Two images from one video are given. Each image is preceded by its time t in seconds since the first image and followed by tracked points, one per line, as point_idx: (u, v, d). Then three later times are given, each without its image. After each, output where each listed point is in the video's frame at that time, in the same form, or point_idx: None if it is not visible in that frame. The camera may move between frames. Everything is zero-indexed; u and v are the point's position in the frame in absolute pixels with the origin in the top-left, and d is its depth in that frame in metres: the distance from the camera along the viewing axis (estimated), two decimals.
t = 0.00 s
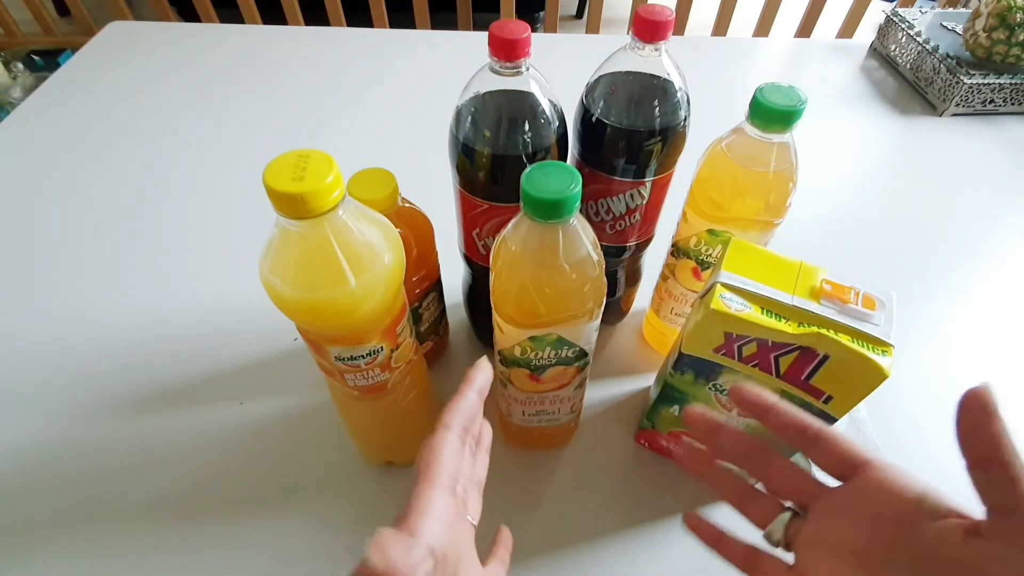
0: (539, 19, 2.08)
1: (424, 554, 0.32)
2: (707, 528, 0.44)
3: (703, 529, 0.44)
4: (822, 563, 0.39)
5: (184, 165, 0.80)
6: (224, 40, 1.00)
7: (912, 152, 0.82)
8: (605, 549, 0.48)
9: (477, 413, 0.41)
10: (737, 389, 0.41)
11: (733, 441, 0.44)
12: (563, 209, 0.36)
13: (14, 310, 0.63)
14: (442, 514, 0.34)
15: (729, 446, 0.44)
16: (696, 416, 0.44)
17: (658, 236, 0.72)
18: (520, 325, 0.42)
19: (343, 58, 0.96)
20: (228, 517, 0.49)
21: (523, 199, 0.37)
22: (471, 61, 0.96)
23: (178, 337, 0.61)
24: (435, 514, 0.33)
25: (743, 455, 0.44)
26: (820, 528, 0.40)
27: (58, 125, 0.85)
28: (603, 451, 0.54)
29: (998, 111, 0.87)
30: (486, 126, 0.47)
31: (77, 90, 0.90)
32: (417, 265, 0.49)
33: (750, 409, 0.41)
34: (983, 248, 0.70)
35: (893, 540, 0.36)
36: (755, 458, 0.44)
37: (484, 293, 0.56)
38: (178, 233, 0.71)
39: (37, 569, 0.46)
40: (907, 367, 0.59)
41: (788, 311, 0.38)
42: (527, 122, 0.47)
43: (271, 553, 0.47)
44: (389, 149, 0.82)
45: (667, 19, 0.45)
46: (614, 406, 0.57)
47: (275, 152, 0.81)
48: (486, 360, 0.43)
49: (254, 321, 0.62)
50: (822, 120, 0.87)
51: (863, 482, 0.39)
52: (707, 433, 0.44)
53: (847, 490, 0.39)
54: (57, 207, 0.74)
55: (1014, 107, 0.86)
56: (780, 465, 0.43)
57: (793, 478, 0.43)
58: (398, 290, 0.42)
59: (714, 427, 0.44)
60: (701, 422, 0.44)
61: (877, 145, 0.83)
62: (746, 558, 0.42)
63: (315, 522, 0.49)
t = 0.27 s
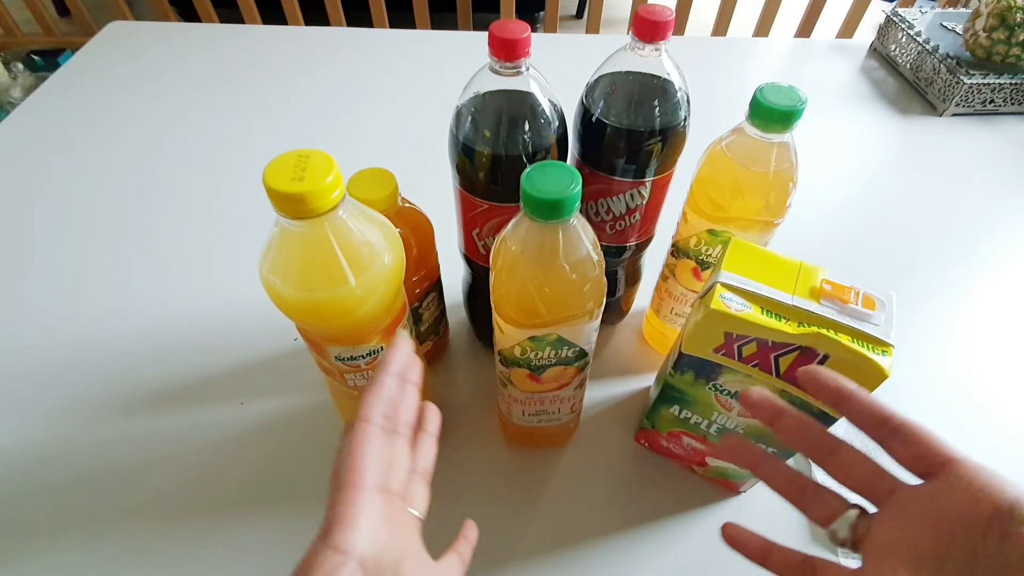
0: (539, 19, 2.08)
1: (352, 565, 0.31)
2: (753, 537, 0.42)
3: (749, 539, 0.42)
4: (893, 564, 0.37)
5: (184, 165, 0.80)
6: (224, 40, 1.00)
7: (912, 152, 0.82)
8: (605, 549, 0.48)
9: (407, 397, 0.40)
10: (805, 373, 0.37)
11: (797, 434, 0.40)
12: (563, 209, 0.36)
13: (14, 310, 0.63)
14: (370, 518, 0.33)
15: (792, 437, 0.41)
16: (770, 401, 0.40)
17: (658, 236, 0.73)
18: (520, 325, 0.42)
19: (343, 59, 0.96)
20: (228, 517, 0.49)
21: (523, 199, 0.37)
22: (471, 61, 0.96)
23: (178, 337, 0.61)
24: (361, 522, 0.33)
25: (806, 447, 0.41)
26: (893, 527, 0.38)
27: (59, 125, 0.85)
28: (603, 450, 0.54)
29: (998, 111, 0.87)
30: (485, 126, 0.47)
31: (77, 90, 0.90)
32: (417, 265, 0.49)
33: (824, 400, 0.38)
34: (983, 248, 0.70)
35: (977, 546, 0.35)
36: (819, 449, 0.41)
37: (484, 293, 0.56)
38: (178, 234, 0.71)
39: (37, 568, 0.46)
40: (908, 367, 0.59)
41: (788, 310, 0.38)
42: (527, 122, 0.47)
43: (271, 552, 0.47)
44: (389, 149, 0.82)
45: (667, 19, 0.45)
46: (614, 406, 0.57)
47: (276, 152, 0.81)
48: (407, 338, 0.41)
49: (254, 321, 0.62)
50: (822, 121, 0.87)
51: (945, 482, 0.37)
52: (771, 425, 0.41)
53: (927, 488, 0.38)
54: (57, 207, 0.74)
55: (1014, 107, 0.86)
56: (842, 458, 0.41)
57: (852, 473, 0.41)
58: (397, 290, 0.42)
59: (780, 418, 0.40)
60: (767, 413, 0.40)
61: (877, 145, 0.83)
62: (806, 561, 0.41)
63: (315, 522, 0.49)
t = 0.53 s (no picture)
0: (539, 19, 2.08)
1: (373, 550, 0.33)
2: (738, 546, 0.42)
3: (736, 548, 0.42)
4: (862, 564, 0.37)
5: (184, 165, 0.80)
6: (224, 40, 1.00)
7: (912, 152, 0.82)
8: (604, 549, 0.48)
9: (419, 416, 0.41)
10: (786, 399, 0.39)
11: (780, 447, 0.42)
12: (563, 209, 0.36)
13: (14, 310, 0.63)
14: (390, 510, 0.35)
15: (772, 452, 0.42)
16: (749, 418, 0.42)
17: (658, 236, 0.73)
18: (520, 325, 0.42)
19: (343, 59, 0.96)
20: (228, 516, 0.49)
21: (523, 199, 0.37)
22: (471, 61, 0.96)
23: (178, 336, 0.61)
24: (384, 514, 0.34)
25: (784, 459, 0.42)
26: (862, 527, 0.39)
27: (59, 125, 0.85)
28: (602, 450, 0.54)
29: (998, 111, 0.86)
30: (485, 126, 0.47)
31: (77, 90, 0.90)
32: (417, 265, 0.49)
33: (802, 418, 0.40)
34: (982, 248, 0.70)
35: (934, 544, 0.36)
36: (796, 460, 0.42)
37: (484, 293, 0.56)
38: (177, 234, 0.71)
39: (37, 568, 0.46)
40: (907, 367, 0.59)
41: (788, 311, 0.38)
42: (527, 121, 0.47)
43: (270, 552, 0.47)
44: (389, 149, 0.82)
45: (667, 19, 0.44)
46: (614, 406, 0.57)
47: (276, 152, 0.81)
48: (420, 364, 0.43)
49: (254, 321, 0.62)
50: (822, 121, 0.87)
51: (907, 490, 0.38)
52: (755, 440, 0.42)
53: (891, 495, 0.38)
54: (57, 207, 0.74)
55: (1014, 107, 0.86)
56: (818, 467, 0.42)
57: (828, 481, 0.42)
58: (397, 290, 0.42)
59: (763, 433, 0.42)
60: (748, 429, 0.42)
61: (877, 145, 0.83)
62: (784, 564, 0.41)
63: (315, 522, 0.49)
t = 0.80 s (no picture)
0: (539, 19, 2.08)
1: (365, 533, 0.35)
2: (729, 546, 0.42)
3: (726, 548, 0.42)
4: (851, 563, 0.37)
5: (184, 165, 0.80)
6: (224, 40, 1.00)
7: (912, 152, 0.82)
8: (604, 549, 0.48)
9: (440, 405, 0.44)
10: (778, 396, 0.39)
11: (773, 445, 0.42)
12: (563, 209, 0.36)
13: (14, 310, 0.63)
14: (386, 497, 0.37)
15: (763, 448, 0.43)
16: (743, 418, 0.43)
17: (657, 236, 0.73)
18: (520, 325, 0.42)
19: (343, 59, 0.96)
20: (228, 516, 0.49)
21: (523, 199, 0.37)
22: (472, 61, 0.96)
23: (178, 336, 0.61)
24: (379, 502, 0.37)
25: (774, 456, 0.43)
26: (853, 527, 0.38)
27: (59, 125, 0.85)
28: (602, 450, 0.54)
29: (998, 111, 0.86)
30: (486, 126, 0.47)
31: (77, 90, 0.90)
32: (417, 265, 0.49)
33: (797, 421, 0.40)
34: (982, 248, 0.70)
35: (926, 544, 0.35)
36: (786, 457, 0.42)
37: (484, 293, 0.56)
38: (177, 234, 0.71)
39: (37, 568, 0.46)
40: (907, 367, 0.59)
41: (788, 311, 0.38)
42: (527, 122, 0.47)
43: (270, 552, 0.47)
44: (389, 149, 0.82)
45: (667, 19, 0.44)
46: (614, 406, 0.57)
47: (276, 152, 0.81)
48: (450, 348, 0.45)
49: (254, 321, 0.62)
50: (822, 121, 0.87)
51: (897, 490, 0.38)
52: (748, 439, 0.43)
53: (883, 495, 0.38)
54: (57, 207, 0.74)
55: (1014, 107, 0.86)
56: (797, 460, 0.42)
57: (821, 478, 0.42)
58: (397, 290, 0.42)
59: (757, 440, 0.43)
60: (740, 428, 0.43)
61: (877, 145, 0.83)
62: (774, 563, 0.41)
63: (315, 522, 0.49)
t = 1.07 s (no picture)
0: (539, 19, 2.08)
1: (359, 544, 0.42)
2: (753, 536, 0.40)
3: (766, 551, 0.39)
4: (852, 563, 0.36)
5: (184, 165, 0.80)
6: (224, 40, 1.00)
7: (912, 152, 0.82)
8: (605, 549, 0.48)
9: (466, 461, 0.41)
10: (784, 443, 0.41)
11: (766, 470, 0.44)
12: (563, 209, 0.36)
13: (14, 310, 0.63)
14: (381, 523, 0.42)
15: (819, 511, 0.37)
16: (832, 492, 0.37)
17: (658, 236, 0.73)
18: (520, 325, 0.42)
19: (343, 59, 0.96)
20: (228, 516, 0.49)
21: (523, 199, 0.37)
22: (472, 61, 0.96)
23: (178, 336, 0.61)
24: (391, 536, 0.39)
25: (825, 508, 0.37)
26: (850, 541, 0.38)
27: (59, 125, 0.85)
28: (603, 450, 0.54)
29: (998, 111, 0.86)
30: (486, 126, 0.47)
31: (77, 90, 0.90)
32: (417, 265, 0.49)
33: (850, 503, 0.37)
34: (982, 248, 0.70)
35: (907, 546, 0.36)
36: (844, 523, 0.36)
37: (484, 293, 0.56)
38: (177, 234, 0.71)
39: (37, 568, 0.46)
40: (908, 368, 0.59)
41: (788, 311, 0.38)
42: (527, 121, 0.47)
43: (270, 552, 0.47)
44: (389, 149, 0.82)
45: (667, 19, 0.44)
46: (614, 406, 0.57)
47: (276, 152, 0.81)
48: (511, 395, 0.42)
49: (254, 321, 0.62)
50: (822, 121, 0.87)
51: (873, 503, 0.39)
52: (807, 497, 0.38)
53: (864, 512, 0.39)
54: (57, 207, 0.74)
55: (1014, 107, 0.86)
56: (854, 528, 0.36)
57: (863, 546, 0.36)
58: (397, 291, 0.42)
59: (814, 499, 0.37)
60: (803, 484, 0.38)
61: (877, 145, 0.83)
62: None
63: (315, 522, 0.49)
